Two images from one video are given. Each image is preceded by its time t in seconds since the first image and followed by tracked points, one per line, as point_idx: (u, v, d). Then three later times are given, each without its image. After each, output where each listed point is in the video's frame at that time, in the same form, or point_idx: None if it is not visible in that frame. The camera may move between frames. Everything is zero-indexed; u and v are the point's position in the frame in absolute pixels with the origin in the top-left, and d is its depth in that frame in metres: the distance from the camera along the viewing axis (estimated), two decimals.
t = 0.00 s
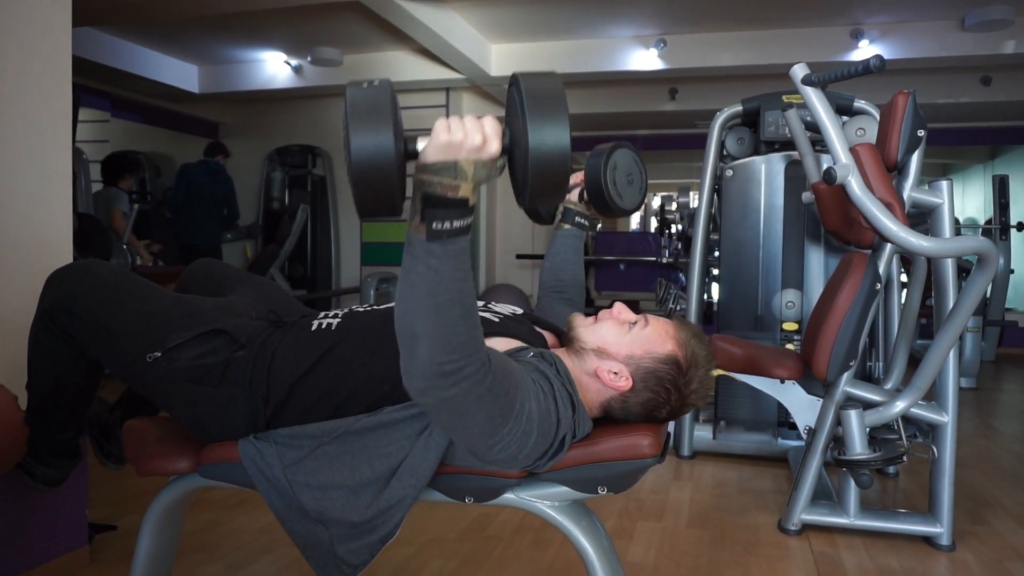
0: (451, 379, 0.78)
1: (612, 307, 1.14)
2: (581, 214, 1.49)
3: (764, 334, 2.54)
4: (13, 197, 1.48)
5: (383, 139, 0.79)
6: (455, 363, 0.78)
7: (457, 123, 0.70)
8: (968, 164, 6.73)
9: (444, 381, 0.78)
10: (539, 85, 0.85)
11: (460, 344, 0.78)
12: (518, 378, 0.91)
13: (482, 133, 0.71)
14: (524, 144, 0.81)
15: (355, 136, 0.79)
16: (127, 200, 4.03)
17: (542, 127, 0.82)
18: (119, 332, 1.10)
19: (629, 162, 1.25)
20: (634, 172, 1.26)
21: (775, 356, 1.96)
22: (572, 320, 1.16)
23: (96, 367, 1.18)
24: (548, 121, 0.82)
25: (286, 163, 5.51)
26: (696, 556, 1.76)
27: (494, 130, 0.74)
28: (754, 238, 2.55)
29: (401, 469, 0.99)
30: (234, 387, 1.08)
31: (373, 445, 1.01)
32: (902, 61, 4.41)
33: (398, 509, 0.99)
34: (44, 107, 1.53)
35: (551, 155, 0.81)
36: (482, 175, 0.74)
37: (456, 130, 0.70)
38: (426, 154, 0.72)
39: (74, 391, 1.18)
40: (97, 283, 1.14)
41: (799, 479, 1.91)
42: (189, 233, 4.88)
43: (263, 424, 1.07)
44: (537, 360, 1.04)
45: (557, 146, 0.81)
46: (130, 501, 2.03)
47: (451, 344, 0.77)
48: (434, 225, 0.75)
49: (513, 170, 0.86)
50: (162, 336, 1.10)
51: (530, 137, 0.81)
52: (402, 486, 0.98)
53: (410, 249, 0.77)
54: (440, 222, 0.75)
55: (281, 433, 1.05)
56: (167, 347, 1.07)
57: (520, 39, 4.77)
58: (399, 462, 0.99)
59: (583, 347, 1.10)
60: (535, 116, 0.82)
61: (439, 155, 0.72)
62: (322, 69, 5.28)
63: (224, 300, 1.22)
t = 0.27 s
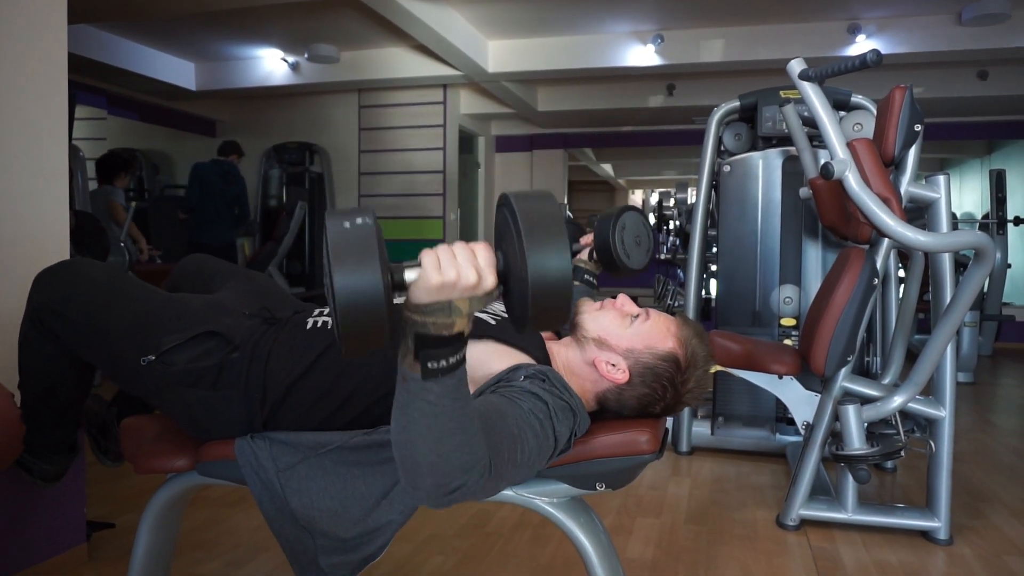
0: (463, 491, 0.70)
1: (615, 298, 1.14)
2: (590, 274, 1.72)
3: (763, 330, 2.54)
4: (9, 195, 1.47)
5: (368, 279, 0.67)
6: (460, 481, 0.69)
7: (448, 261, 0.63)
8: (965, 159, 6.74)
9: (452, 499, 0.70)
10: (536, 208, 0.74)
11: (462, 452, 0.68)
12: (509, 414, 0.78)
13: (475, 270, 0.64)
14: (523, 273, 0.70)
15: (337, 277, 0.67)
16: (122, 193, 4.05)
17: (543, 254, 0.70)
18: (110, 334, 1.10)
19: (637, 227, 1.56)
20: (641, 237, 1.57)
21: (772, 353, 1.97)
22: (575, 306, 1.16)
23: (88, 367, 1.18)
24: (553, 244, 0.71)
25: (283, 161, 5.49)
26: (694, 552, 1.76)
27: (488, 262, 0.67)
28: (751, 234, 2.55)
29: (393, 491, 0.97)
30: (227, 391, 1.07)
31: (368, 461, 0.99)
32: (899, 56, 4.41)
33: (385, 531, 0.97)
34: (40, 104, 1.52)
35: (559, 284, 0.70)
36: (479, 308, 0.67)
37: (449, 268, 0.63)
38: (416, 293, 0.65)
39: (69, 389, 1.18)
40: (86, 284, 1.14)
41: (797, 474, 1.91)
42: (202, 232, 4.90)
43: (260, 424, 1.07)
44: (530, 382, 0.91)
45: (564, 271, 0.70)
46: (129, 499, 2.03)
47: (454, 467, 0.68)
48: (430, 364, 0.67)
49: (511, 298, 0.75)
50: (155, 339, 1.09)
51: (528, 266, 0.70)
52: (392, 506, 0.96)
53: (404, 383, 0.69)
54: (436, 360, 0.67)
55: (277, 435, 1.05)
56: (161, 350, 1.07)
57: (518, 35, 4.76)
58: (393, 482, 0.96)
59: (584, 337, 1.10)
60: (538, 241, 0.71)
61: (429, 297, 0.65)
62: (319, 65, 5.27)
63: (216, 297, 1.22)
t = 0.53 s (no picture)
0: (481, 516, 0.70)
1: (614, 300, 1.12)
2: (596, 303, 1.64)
3: (766, 331, 2.54)
4: (13, 197, 1.48)
5: (382, 340, 0.59)
6: (478, 513, 0.69)
7: (462, 313, 0.61)
8: (968, 160, 6.72)
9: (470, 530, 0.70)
10: (541, 248, 0.70)
11: (482, 481, 0.67)
12: (518, 427, 0.79)
13: (490, 319, 0.62)
14: (541, 319, 0.67)
15: (350, 341, 0.58)
16: (127, 199, 4.03)
17: (559, 297, 0.67)
18: (114, 335, 1.10)
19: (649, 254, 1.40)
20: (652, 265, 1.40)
21: (776, 353, 1.96)
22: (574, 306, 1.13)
23: (92, 369, 1.18)
24: (566, 285, 0.68)
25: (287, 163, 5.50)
26: (698, 554, 1.76)
27: (501, 308, 0.65)
28: (755, 236, 2.55)
29: (397, 497, 0.97)
30: (231, 391, 1.08)
31: (372, 467, 0.99)
32: (902, 57, 4.40)
33: (389, 535, 0.96)
34: (43, 107, 1.53)
35: (576, 329, 0.67)
36: (496, 358, 0.64)
37: (464, 321, 0.60)
38: (428, 347, 0.62)
39: (72, 391, 1.18)
40: (89, 286, 1.14)
41: (801, 476, 1.90)
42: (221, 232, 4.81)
43: (263, 426, 1.07)
44: (539, 392, 0.92)
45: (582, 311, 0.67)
46: (132, 501, 2.03)
47: (472, 502, 0.68)
48: (447, 416, 0.65)
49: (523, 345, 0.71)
50: (159, 341, 1.09)
51: (545, 312, 0.66)
52: (394, 514, 0.97)
53: (421, 430, 0.66)
54: (452, 412, 0.65)
55: (281, 437, 1.05)
56: (165, 351, 1.07)
57: (520, 37, 4.76)
58: (397, 488, 0.97)
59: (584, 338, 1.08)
60: (552, 282, 0.67)
61: (442, 352, 0.62)
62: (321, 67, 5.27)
63: (220, 299, 1.22)
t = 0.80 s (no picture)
0: (452, 432, 0.71)
1: (615, 305, 1.13)
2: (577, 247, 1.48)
3: (768, 333, 2.53)
4: (14, 198, 1.47)
5: (385, 200, 0.80)
6: (452, 417, 0.71)
7: (453, 181, 0.66)
8: (970, 161, 6.71)
9: (441, 440, 0.71)
10: (533, 148, 0.84)
11: (456, 387, 0.71)
12: (512, 392, 0.83)
13: (479, 191, 0.67)
14: (522, 205, 0.80)
15: (358, 194, 0.79)
16: (129, 205, 3.99)
17: (539, 188, 0.81)
18: (117, 336, 1.10)
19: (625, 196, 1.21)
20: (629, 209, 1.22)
21: (778, 355, 1.96)
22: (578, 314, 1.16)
23: (96, 369, 1.18)
24: (545, 178, 0.81)
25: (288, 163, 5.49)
26: (700, 556, 1.76)
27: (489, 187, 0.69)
28: (757, 237, 2.55)
29: (397, 485, 0.99)
30: (235, 392, 1.08)
31: (374, 455, 1.00)
32: (904, 58, 4.40)
33: (395, 520, 0.98)
34: (46, 108, 1.53)
35: (549, 212, 0.81)
36: (481, 233, 0.69)
37: (452, 187, 0.66)
38: (420, 213, 0.68)
39: (75, 393, 1.18)
40: (93, 286, 1.14)
41: (803, 478, 1.90)
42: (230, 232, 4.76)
43: (264, 427, 1.07)
44: (532, 369, 0.94)
45: (558, 205, 0.81)
46: (134, 502, 2.03)
47: (448, 399, 0.70)
48: (431, 283, 0.69)
49: (508, 228, 0.84)
50: (162, 341, 1.09)
51: (527, 196, 0.80)
52: (397, 499, 0.98)
53: (404, 302, 0.71)
54: (436, 280, 0.70)
55: (282, 437, 1.05)
56: (169, 352, 1.07)
57: (522, 39, 4.77)
58: (398, 474, 0.99)
59: (586, 342, 1.10)
60: (532, 175, 0.81)
61: (432, 216, 0.67)
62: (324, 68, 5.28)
63: (223, 300, 1.22)
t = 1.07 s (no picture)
0: (460, 276, 0.89)
1: (612, 313, 1.13)
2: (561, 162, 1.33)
3: (766, 339, 2.53)
4: (14, 197, 1.47)
5: (431, 67, 0.91)
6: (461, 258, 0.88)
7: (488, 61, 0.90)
8: (970, 169, 6.72)
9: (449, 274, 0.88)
10: (557, 40, 0.94)
11: (469, 247, 0.89)
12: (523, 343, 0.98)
13: (505, 66, 0.92)
14: (542, 85, 0.91)
15: (412, 55, 0.91)
16: (134, 207, 3.99)
17: (559, 72, 0.91)
18: (117, 336, 1.10)
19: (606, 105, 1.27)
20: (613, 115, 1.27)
21: (776, 362, 1.97)
22: (576, 323, 1.16)
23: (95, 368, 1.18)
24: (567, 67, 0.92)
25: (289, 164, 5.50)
26: (696, 561, 1.76)
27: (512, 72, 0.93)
28: (757, 243, 2.55)
29: (394, 465, 1.00)
30: (235, 392, 1.08)
31: (374, 435, 1.02)
32: (905, 66, 4.40)
33: (398, 497, 0.99)
34: (48, 108, 1.53)
35: (563, 96, 0.91)
36: (502, 101, 0.92)
37: (486, 62, 0.90)
38: (462, 76, 0.90)
39: (73, 394, 1.18)
40: (93, 285, 1.13)
41: (801, 485, 1.90)
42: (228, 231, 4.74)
43: (262, 428, 1.07)
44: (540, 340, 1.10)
45: (572, 88, 0.91)
46: (130, 502, 2.02)
47: (461, 240, 0.88)
48: (462, 133, 0.89)
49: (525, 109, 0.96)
50: (162, 341, 1.09)
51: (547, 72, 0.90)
52: (404, 470, 0.99)
53: (437, 150, 0.90)
54: (467, 131, 0.89)
55: (279, 436, 1.05)
56: (168, 352, 1.07)
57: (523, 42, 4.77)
58: (400, 449, 1.01)
59: (586, 351, 1.09)
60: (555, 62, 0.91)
61: (470, 78, 0.90)
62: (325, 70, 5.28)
63: (224, 301, 1.21)
